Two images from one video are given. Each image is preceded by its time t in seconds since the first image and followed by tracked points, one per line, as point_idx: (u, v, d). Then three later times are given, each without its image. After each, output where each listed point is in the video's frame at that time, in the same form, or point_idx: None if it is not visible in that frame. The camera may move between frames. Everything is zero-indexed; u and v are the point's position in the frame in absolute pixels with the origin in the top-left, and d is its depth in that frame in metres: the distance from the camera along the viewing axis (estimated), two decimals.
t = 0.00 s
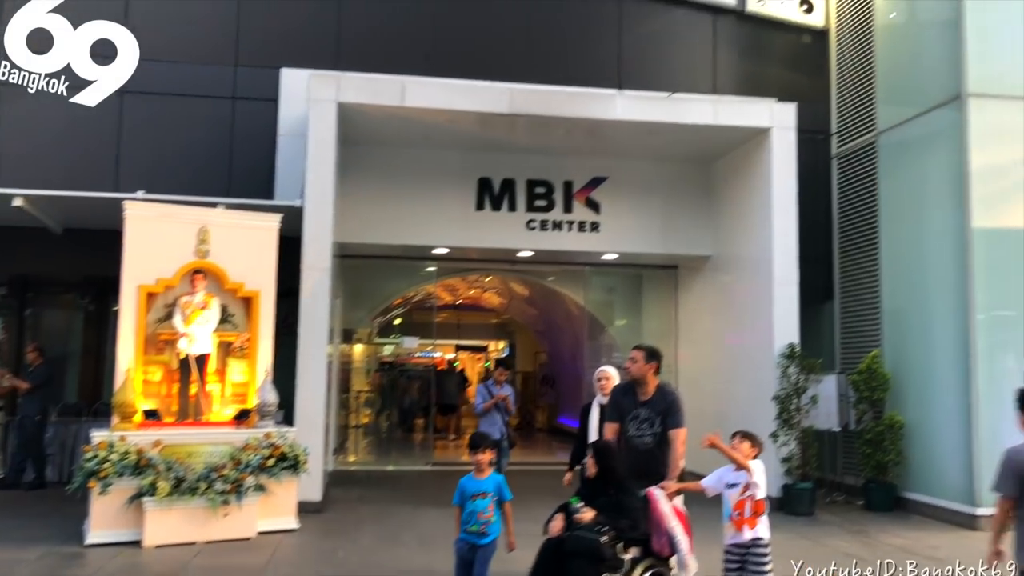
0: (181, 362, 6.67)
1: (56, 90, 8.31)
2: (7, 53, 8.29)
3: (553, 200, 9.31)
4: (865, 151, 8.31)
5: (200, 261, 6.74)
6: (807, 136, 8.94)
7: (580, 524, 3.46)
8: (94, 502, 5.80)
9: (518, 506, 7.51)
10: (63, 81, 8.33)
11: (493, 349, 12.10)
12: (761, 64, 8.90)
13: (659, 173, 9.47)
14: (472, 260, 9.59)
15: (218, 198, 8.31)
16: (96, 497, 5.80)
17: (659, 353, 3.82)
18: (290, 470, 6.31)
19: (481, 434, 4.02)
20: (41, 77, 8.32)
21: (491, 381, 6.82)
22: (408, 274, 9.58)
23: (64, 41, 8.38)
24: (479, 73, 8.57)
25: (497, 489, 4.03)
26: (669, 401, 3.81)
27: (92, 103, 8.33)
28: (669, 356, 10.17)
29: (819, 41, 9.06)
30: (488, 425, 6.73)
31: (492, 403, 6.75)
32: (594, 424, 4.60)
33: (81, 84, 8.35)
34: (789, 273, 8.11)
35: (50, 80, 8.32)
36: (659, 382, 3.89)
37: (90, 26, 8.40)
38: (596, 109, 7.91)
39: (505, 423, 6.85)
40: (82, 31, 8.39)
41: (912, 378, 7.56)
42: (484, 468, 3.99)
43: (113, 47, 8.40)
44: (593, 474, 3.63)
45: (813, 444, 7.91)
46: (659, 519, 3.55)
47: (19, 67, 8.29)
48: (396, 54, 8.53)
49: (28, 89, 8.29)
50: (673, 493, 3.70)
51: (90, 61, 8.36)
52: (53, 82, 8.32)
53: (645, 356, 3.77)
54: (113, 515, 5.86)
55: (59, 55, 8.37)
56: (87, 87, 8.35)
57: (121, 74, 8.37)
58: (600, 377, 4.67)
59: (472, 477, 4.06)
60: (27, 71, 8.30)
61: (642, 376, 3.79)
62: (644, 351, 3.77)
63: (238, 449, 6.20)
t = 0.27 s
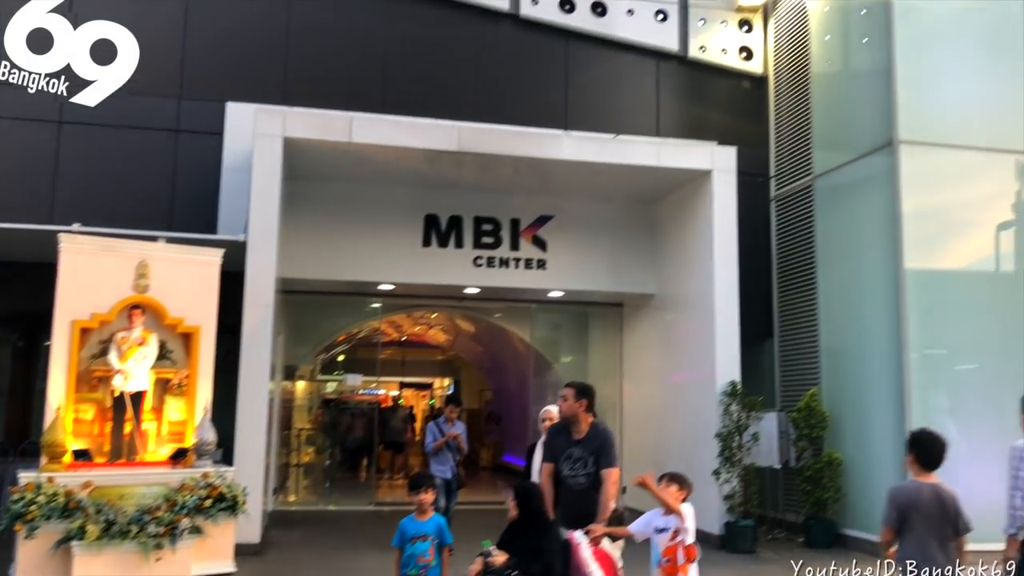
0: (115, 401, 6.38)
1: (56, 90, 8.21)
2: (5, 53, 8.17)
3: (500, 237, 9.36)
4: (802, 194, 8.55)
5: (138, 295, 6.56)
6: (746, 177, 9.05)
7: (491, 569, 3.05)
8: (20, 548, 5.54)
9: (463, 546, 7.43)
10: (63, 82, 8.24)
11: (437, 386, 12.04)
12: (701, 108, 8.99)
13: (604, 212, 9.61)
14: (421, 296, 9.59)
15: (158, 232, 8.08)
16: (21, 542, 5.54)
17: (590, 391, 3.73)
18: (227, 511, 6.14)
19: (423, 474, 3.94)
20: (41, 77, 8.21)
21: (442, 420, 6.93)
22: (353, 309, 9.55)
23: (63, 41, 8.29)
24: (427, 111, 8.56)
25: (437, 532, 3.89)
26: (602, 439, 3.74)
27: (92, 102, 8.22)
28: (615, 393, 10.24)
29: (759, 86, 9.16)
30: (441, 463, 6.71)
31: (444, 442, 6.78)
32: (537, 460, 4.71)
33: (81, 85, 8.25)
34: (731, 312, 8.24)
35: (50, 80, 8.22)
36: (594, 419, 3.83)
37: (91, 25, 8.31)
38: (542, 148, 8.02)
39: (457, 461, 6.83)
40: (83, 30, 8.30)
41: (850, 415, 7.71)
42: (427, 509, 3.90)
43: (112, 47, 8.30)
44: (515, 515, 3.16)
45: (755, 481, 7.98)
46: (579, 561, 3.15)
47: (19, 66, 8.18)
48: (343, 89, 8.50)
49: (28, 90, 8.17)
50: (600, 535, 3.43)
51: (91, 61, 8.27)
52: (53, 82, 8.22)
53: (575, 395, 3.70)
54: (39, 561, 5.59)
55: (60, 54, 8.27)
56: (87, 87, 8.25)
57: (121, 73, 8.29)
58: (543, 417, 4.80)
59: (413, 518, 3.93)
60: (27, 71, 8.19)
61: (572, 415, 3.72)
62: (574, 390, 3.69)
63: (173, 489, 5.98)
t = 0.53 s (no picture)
0: (54, 433, 6.19)
1: (57, 90, 8.11)
2: (5, 52, 8.03)
3: (455, 269, 9.35)
4: (751, 230, 8.73)
5: (82, 324, 6.42)
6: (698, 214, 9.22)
7: None
8: None
9: None
10: (64, 82, 8.14)
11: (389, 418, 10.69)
12: (654, 145, 9.16)
13: (558, 245, 9.69)
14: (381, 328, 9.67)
15: (105, 260, 7.85)
16: None
17: (531, 423, 3.76)
18: (171, 548, 5.80)
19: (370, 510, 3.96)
20: (41, 77, 8.10)
21: (396, 457, 6.92)
22: (303, 341, 9.47)
23: (63, 41, 8.21)
24: (384, 142, 8.55)
25: (383, 569, 3.87)
26: (543, 472, 3.73)
27: (92, 102, 8.14)
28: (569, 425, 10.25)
29: (710, 124, 9.36)
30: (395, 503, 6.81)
31: (398, 479, 6.78)
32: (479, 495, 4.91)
33: (81, 85, 8.16)
34: (684, 345, 8.32)
35: (50, 80, 8.11)
36: (536, 453, 3.83)
37: (92, 26, 8.27)
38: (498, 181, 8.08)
39: (412, 499, 6.88)
40: (84, 30, 8.25)
41: (798, 448, 7.80)
42: (373, 546, 3.88)
43: (112, 47, 8.25)
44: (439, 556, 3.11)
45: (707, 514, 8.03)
46: None
47: (19, 66, 8.05)
48: (299, 119, 8.44)
49: (28, 89, 8.06)
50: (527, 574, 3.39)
51: (91, 61, 8.20)
52: (53, 82, 8.12)
53: (515, 426, 3.73)
54: None
55: (60, 54, 8.18)
56: (87, 87, 8.17)
57: (121, 74, 8.22)
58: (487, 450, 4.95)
59: (361, 555, 3.92)
60: (27, 71, 8.06)
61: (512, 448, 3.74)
62: (515, 422, 3.73)
63: (114, 525, 5.75)
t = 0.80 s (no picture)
0: None
1: (56, 90, 8.02)
2: (5, 52, 7.94)
3: (413, 299, 9.31)
4: (705, 264, 8.86)
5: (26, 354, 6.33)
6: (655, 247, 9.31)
7: None
8: None
9: None
10: (63, 82, 8.05)
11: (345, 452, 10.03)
12: (611, 179, 9.26)
13: (517, 277, 9.72)
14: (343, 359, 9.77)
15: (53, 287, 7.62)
16: None
17: (472, 458, 3.71)
18: None
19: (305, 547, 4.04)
20: (41, 77, 8.01)
21: (352, 489, 6.87)
22: (256, 371, 9.45)
23: (63, 41, 8.14)
24: (342, 172, 8.51)
25: None
26: (482, 509, 3.67)
27: (93, 102, 8.06)
28: (526, 457, 10.22)
29: (666, 160, 9.51)
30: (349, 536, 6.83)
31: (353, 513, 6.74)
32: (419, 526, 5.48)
33: (81, 84, 8.08)
34: (640, 378, 8.35)
35: (49, 80, 8.03)
36: (478, 489, 3.78)
37: (92, 25, 8.22)
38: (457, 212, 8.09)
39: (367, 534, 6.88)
40: (84, 30, 8.19)
41: (752, 482, 7.83)
42: None
43: (113, 47, 8.20)
44: None
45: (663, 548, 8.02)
46: None
47: (19, 66, 7.96)
48: (257, 147, 8.37)
49: (28, 89, 7.96)
50: None
51: (92, 61, 8.13)
52: (52, 82, 8.03)
53: (456, 462, 3.68)
54: None
55: (60, 54, 8.10)
56: (87, 86, 8.09)
57: (122, 73, 8.16)
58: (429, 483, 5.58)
59: None
60: (26, 71, 7.97)
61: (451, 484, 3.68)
62: (456, 457, 3.68)
63: (54, 561, 5.59)
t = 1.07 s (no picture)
0: None
1: (57, 90, 8.00)
2: (5, 51, 7.88)
3: (377, 326, 9.26)
4: (669, 293, 8.94)
5: None
6: (621, 275, 9.35)
7: None
8: None
9: None
10: (64, 82, 8.03)
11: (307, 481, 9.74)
12: (577, 207, 9.31)
13: (482, 304, 9.72)
14: (304, 386, 9.70)
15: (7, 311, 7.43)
16: None
17: (412, 485, 3.75)
18: None
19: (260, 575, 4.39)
20: (41, 77, 7.99)
21: (315, 519, 6.76)
22: (217, 397, 9.31)
23: (63, 41, 8.09)
24: (308, 196, 8.44)
25: None
26: (421, 538, 3.67)
27: (93, 102, 8.04)
28: (490, 486, 10.15)
29: (632, 189, 9.58)
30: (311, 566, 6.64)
31: (315, 543, 6.63)
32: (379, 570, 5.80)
33: (81, 85, 8.07)
34: (605, 406, 8.36)
35: (50, 80, 8.00)
36: (420, 516, 3.80)
37: (92, 24, 8.15)
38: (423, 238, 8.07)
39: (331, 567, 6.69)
40: (84, 30, 8.14)
41: (716, 510, 7.83)
42: None
43: (113, 47, 8.17)
44: None
45: None
46: None
47: (19, 66, 7.91)
48: (221, 171, 8.29)
49: (28, 89, 7.94)
50: None
51: (92, 61, 8.10)
52: (53, 82, 8.01)
53: (396, 488, 3.73)
54: None
55: (60, 54, 8.06)
56: (86, 87, 8.08)
57: (122, 74, 8.14)
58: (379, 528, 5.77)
59: None
60: (27, 71, 7.94)
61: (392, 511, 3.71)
62: (396, 483, 3.74)
63: None
